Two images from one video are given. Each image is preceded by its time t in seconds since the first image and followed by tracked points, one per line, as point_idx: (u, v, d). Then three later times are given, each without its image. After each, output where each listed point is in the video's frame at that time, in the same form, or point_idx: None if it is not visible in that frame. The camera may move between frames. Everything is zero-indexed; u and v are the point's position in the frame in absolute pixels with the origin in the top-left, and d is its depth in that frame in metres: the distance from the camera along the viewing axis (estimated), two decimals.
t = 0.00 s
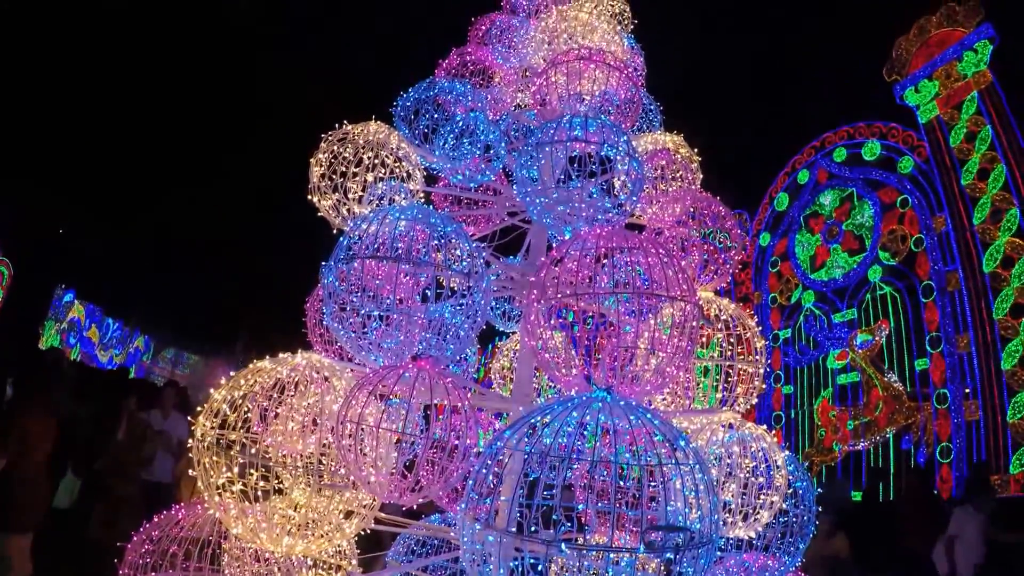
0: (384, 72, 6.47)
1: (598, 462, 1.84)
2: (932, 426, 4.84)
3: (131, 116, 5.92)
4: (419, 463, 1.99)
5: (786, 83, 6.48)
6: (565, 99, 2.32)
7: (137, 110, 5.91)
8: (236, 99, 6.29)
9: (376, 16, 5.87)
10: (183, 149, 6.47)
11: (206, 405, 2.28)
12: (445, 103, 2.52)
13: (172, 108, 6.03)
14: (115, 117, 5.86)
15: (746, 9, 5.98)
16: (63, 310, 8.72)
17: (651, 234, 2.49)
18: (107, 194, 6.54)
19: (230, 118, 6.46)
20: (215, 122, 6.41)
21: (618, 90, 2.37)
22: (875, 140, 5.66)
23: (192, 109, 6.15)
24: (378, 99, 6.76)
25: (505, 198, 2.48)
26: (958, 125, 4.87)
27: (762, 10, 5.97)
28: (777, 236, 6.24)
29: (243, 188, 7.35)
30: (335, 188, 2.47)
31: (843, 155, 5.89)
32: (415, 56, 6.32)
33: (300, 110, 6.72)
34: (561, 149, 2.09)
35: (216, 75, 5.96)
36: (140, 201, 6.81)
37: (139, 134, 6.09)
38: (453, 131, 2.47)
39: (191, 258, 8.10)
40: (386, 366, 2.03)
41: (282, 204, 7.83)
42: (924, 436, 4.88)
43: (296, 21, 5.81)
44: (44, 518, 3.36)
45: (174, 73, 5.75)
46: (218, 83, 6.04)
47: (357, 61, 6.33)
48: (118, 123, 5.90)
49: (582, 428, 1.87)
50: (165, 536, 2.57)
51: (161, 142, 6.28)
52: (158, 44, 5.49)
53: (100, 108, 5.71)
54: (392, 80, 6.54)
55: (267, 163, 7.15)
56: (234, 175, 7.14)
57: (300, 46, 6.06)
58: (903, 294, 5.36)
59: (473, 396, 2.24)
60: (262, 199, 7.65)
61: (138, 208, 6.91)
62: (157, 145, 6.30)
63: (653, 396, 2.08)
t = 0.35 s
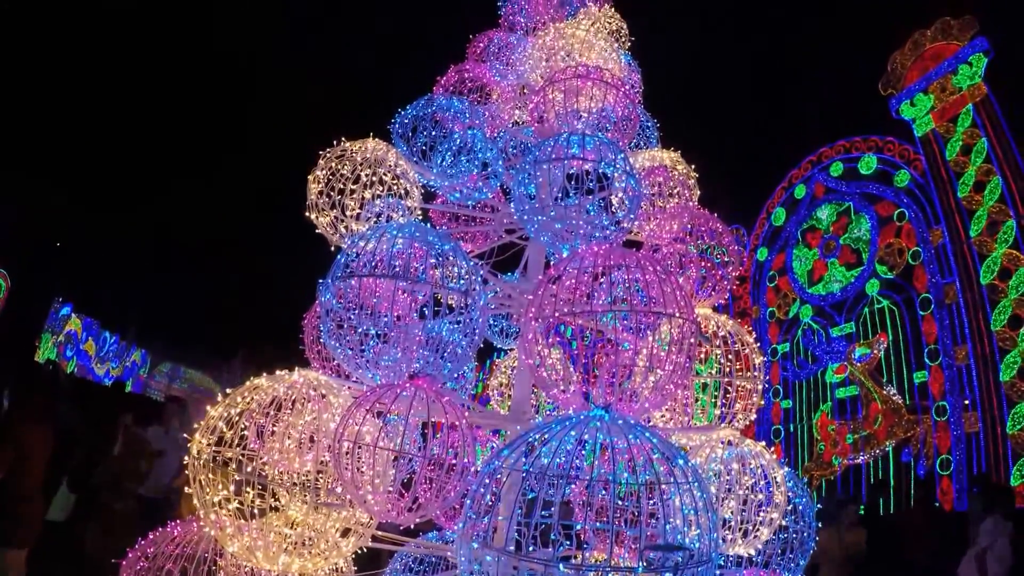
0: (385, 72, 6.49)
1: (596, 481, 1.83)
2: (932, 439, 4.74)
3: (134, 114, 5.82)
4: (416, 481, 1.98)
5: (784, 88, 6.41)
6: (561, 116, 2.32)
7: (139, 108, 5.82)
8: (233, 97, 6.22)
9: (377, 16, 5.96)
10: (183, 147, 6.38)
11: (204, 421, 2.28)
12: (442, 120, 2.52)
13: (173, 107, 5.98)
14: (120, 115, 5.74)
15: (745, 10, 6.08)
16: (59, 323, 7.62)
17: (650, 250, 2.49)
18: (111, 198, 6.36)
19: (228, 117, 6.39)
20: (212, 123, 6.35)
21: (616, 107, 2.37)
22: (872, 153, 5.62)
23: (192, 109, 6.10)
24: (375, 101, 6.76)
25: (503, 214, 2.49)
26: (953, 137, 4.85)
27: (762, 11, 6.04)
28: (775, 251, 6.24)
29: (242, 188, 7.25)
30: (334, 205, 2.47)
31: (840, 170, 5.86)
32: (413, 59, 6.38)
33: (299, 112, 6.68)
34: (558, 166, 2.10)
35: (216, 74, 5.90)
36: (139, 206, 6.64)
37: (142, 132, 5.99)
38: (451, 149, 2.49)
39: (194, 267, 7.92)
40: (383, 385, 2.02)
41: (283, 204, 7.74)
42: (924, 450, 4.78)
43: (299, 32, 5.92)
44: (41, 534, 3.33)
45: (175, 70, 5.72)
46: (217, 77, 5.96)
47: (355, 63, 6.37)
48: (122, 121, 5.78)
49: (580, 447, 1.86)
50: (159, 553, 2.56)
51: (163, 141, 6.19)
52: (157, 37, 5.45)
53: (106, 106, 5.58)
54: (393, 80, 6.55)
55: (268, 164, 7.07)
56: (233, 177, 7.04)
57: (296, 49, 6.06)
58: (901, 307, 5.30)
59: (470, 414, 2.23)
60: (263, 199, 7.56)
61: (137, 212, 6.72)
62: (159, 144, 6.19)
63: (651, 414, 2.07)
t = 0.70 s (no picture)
0: (385, 73, 6.41)
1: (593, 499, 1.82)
2: (930, 451, 4.69)
3: (132, 111, 5.68)
4: (414, 497, 1.98)
5: (786, 91, 6.35)
6: (559, 131, 2.33)
7: (137, 104, 5.66)
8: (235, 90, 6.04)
9: (377, 16, 5.87)
10: (183, 148, 6.22)
11: (201, 436, 2.28)
12: (440, 135, 2.51)
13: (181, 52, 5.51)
14: (117, 112, 5.60)
15: (742, 11, 5.95)
16: (56, 333, 8.39)
17: (647, 266, 2.51)
18: (104, 203, 6.15)
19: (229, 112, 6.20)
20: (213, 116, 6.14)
21: (613, 123, 2.37)
22: (867, 167, 5.60)
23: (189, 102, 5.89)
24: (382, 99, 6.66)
25: (500, 230, 2.50)
26: (949, 149, 4.83)
27: (757, 12, 5.92)
28: (772, 265, 6.23)
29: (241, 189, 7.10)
30: (330, 220, 2.47)
31: (835, 183, 5.84)
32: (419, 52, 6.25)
33: (303, 112, 6.56)
34: (556, 182, 2.11)
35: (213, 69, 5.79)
36: (134, 206, 6.41)
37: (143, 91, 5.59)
38: (448, 164, 2.48)
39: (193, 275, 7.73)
40: (381, 402, 2.03)
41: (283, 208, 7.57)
42: (922, 461, 4.73)
43: (295, 28, 5.77)
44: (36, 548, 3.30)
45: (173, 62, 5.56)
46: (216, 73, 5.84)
47: (361, 64, 6.27)
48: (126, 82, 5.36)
49: (578, 463, 1.86)
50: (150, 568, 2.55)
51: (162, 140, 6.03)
52: (162, 26, 5.30)
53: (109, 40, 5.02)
54: (394, 80, 6.47)
55: (268, 165, 6.92)
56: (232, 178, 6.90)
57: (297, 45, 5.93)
58: (898, 319, 5.23)
59: (467, 430, 2.23)
60: (263, 202, 7.38)
61: (135, 211, 6.50)
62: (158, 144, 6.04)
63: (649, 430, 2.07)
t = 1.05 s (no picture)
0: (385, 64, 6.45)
1: (590, 517, 1.82)
2: (928, 464, 4.66)
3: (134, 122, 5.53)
4: (408, 514, 1.96)
5: (782, 92, 6.46)
6: (555, 148, 2.35)
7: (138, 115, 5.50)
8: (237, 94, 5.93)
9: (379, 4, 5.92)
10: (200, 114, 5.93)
11: (195, 451, 2.27)
12: (437, 152, 2.56)
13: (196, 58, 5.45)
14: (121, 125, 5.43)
15: (742, 10, 5.96)
16: (52, 341, 7.17)
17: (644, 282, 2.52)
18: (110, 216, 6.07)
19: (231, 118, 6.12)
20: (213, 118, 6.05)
21: (610, 140, 2.36)
22: (863, 181, 5.60)
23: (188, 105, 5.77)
24: (393, 90, 6.70)
25: (497, 246, 2.52)
26: (944, 162, 4.79)
27: (757, 11, 5.92)
28: (768, 279, 6.23)
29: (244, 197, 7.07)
30: (328, 236, 2.48)
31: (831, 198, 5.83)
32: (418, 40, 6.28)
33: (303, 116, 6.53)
34: (552, 200, 2.12)
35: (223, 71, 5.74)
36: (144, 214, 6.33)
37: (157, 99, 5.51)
38: (445, 181, 2.54)
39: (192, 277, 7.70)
40: (377, 419, 2.03)
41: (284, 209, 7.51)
42: (920, 474, 4.70)
43: (300, 26, 5.74)
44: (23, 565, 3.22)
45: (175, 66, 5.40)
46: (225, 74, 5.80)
47: (364, 58, 6.34)
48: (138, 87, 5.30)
49: (575, 480, 1.85)
50: None
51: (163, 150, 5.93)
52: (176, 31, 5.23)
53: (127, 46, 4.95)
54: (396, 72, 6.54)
55: (271, 167, 6.90)
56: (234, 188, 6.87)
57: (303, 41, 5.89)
58: (894, 332, 5.22)
59: (463, 446, 2.22)
60: (265, 205, 7.32)
61: (144, 221, 6.37)
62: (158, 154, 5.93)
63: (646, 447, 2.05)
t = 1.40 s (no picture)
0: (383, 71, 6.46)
1: (587, 535, 1.80)
2: (925, 479, 4.65)
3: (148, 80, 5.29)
4: (405, 530, 1.94)
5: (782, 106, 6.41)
6: (552, 165, 2.35)
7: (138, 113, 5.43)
8: (241, 83, 5.84)
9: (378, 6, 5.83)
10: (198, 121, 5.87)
11: (190, 466, 2.25)
12: (434, 168, 2.57)
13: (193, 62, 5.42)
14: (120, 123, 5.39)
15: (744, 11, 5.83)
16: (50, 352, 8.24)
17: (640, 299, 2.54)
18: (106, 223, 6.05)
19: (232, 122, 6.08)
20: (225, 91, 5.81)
21: (606, 156, 2.38)
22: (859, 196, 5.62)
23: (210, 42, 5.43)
24: (394, 95, 6.72)
25: (494, 263, 2.53)
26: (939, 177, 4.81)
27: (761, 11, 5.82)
28: (765, 294, 6.22)
29: (246, 212, 7.05)
30: (324, 251, 2.48)
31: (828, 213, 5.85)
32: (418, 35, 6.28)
33: (304, 121, 6.46)
34: (549, 218, 2.11)
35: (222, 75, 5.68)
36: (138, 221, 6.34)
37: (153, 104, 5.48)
38: (442, 197, 2.51)
39: (191, 289, 7.69)
40: (372, 437, 2.02)
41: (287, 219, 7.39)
42: (917, 489, 4.69)
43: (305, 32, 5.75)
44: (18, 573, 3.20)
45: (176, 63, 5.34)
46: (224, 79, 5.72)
47: (365, 62, 6.30)
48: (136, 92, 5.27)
49: (572, 498, 1.84)
50: None
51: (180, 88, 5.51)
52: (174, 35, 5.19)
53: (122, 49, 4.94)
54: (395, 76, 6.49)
55: (268, 174, 6.82)
56: (236, 202, 6.89)
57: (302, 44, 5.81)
58: (891, 346, 5.21)
59: (459, 463, 2.22)
60: (268, 219, 7.28)
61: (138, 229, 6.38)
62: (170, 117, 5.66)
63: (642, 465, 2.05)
